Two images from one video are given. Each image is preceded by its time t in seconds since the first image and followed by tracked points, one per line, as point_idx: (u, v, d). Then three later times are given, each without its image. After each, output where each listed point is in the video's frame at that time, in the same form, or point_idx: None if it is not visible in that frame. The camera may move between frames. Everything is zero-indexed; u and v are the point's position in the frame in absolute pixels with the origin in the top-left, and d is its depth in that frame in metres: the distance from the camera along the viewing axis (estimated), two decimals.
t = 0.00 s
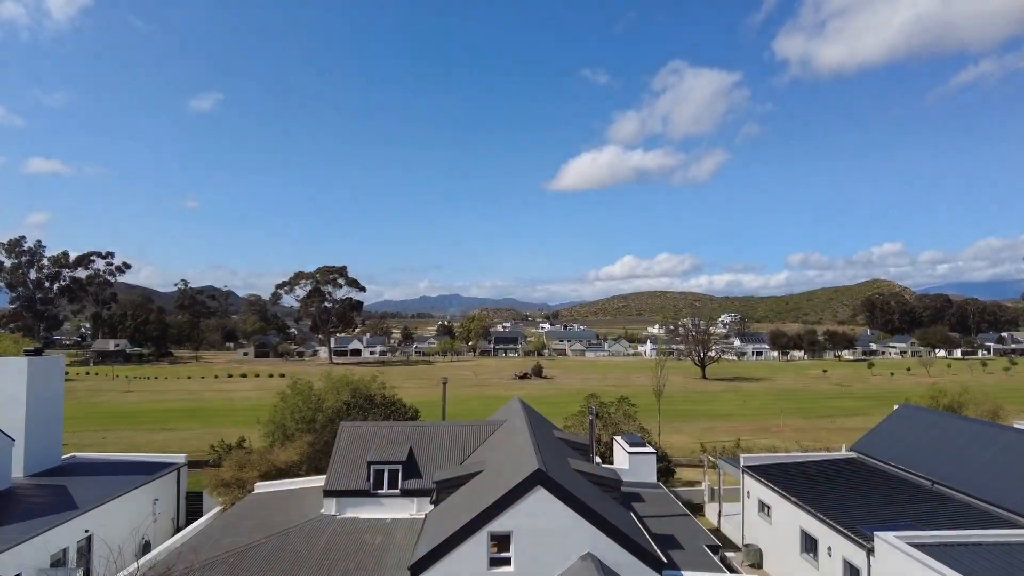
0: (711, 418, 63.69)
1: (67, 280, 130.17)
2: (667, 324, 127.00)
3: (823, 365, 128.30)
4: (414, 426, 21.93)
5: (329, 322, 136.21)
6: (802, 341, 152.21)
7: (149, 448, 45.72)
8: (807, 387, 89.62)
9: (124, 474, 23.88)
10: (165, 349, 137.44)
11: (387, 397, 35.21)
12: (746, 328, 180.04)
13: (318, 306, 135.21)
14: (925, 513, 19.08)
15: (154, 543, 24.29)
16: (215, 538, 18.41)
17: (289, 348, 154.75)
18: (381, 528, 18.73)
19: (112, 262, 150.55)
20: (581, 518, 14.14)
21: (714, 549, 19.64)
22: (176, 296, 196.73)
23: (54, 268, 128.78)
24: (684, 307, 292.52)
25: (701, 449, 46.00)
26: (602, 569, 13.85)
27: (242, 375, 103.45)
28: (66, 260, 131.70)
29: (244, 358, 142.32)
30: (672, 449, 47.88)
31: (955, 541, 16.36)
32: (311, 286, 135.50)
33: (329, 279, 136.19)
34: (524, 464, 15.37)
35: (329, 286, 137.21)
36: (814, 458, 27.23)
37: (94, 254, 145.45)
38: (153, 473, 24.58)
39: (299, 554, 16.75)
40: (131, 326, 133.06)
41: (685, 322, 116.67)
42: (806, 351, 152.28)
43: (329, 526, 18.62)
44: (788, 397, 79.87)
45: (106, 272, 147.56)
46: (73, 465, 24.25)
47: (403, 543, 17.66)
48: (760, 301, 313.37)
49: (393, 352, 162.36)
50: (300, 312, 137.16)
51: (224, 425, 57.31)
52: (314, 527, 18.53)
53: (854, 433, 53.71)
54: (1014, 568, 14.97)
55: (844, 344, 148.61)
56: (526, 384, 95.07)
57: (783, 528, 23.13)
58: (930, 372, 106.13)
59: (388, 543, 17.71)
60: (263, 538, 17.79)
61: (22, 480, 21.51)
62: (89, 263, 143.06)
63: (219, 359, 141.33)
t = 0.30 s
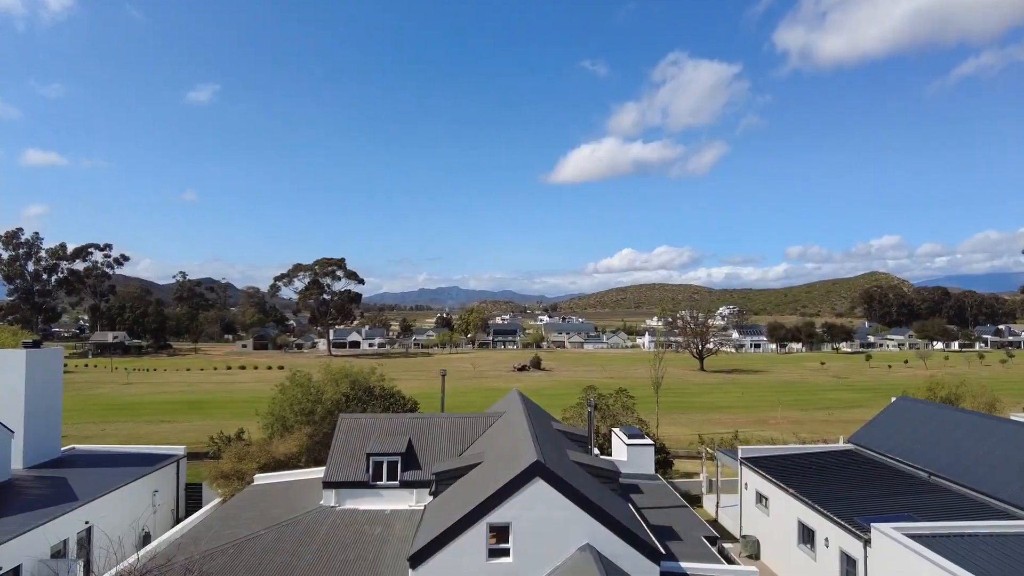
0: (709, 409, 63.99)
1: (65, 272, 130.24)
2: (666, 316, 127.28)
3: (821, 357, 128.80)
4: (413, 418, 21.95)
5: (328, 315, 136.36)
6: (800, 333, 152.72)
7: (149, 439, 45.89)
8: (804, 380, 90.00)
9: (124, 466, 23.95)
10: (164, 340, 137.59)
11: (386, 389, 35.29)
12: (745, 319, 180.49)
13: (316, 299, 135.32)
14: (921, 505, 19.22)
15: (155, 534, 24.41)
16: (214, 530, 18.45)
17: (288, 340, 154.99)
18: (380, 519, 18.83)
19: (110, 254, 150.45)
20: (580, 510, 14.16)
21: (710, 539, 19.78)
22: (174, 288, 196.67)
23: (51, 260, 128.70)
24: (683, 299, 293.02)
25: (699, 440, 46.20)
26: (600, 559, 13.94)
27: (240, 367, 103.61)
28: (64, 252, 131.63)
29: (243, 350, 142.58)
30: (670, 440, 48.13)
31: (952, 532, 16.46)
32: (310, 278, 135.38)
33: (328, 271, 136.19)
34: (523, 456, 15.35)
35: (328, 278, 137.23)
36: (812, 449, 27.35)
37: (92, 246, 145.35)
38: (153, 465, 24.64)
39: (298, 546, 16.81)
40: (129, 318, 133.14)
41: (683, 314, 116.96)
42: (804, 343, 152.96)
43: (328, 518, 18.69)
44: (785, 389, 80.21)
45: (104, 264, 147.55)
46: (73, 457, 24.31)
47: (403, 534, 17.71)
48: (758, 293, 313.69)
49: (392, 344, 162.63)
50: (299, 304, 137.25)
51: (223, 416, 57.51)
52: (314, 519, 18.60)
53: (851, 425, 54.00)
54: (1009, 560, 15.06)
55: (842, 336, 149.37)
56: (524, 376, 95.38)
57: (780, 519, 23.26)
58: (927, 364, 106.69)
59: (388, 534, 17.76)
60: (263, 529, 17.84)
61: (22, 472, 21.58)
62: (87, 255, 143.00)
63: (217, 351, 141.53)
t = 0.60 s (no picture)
0: (707, 398, 64.27)
1: (63, 261, 130.04)
2: (664, 306, 127.55)
3: (819, 347, 129.28)
4: (412, 408, 21.98)
5: (327, 305, 136.39)
6: (798, 323, 153.09)
7: (148, 428, 46.10)
8: (802, 369, 90.32)
9: (124, 455, 24.01)
10: (163, 330, 137.63)
11: (385, 378, 35.36)
12: (744, 309, 180.78)
13: (315, 288, 135.28)
14: (920, 496, 19.37)
15: (155, 523, 24.52)
16: (214, 518, 18.52)
17: (287, 330, 155.06)
18: (380, 507, 18.93)
19: (107, 243, 150.04)
20: (579, 498, 14.22)
21: (709, 526, 19.86)
22: (172, 277, 196.39)
23: (49, 249, 128.44)
24: (681, 288, 293.17)
25: (697, 429, 46.42)
26: (598, 546, 14.00)
27: (239, 357, 103.73)
28: (61, 241, 131.28)
29: (242, 339, 142.70)
30: (667, 428, 48.40)
31: (945, 517, 16.72)
32: (308, 267, 135.19)
33: (326, 261, 135.97)
34: (522, 444, 15.38)
35: (326, 268, 137.07)
36: (809, 438, 27.48)
37: (89, 236, 144.94)
38: (153, 454, 24.68)
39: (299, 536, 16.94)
40: (128, 307, 133.04)
41: (682, 303, 117.11)
42: (802, 333, 153.41)
43: (328, 506, 18.77)
44: (783, 378, 80.54)
45: (102, 254, 147.22)
46: (73, 446, 24.34)
47: (402, 523, 17.78)
48: (757, 282, 313.91)
49: (391, 334, 162.75)
50: (298, 294, 137.20)
51: (223, 405, 57.66)
52: (313, 507, 18.69)
53: (848, 414, 54.27)
54: (1005, 548, 15.20)
55: (840, 326, 149.89)
56: (523, 365, 95.56)
57: (777, 507, 23.40)
58: (925, 354, 107.06)
59: (387, 522, 17.85)
60: (263, 517, 17.91)
61: (22, 461, 21.63)
62: (85, 244, 142.61)
63: (216, 340, 141.53)
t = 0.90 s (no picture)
0: (705, 387, 64.52)
1: (60, 250, 129.77)
2: (663, 294, 127.58)
3: (817, 335, 129.60)
4: (411, 396, 22.03)
5: (325, 293, 136.30)
6: (796, 312, 153.30)
7: (148, 417, 46.24)
8: (800, 357, 90.62)
9: (124, 443, 24.07)
10: (161, 319, 137.58)
11: (384, 366, 35.40)
12: (742, 298, 180.94)
13: (314, 277, 135.09)
14: (916, 484, 19.54)
15: (156, 510, 24.64)
16: (215, 506, 18.61)
17: (285, 319, 155.00)
18: (379, 494, 19.01)
19: (104, 232, 149.55)
20: (577, 486, 14.28)
21: (706, 514, 20.02)
22: (170, 266, 196.21)
23: (46, 238, 127.99)
24: (680, 278, 293.05)
25: (695, 417, 46.62)
26: (597, 534, 14.08)
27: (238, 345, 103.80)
28: (58, 230, 130.91)
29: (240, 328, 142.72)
30: (665, 417, 48.70)
31: (941, 505, 16.85)
32: (306, 256, 134.84)
33: (324, 249, 135.62)
34: (521, 433, 15.42)
35: (325, 257, 136.77)
36: (807, 426, 27.60)
37: (86, 225, 144.46)
38: (153, 442, 24.76)
39: (299, 522, 17.11)
40: (126, 296, 132.89)
41: (681, 292, 117.15)
42: (800, 322, 153.71)
43: (328, 494, 18.85)
44: (780, 367, 80.82)
45: (99, 242, 146.80)
46: (73, 435, 24.38)
47: (402, 510, 17.89)
48: (756, 271, 313.95)
49: (390, 323, 162.82)
50: (296, 283, 137.06)
51: (222, 394, 57.79)
52: (314, 494, 18.81)
53: (845, 402, 54.49)
54: (999, 535, 15.36)
55: (838, 315, 150.18)
56: (522, 354, 95.76)
57: (774, 495, 23.57)
58: (922, 342, 107.37)
59: (386, 510, 17.94)
60: (264, 505, 18.01)
61: (23, 450, 21.69)
62: (83, 233, 142.18)
63: (215, 329, 141.56)
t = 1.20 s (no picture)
0: (703, 375, 64.75)
1: (57, 239, 129.40)
2: (661, 283, 127.65)
3: (815, 324, 129.88)
4: (410, 384, 22.07)
5: (324, 282, 136.25)
6: (794, 300, 153.52)
7: (148, 405, 46.38)
8: (797, 345, 90.93)
9: (124, 431, 24.12)
10: (160, 307, 137.55)
11: (383, 354, 35.43)
12: (740, 286, 181.03)
13: (312, 266, 134.88)
14: (912, 471, 19.72)
15: (156, 498, 24.78)
16: (215, 493, 18.72)
17: (284, 307, 154.99)
18: (378, 481, 19.12)
19: (102, 221, 149.00)
20: (576, 475, 14.36)
21: (704, 501, 20.18)
22: (168, 255, 195.82)
23: (43, 227, 127.53)
24: (679, 266, 293.00)
25: (692, 405, 46.86)
26: (595, 521, 14.17)
27: (237, 334, 103.86)
28: (55, 219, 130.41)
29: (239, 316, 142.66)
30: (663, 405, 48.98)
31: (936, 492, 17.00)
32: (304, 244, 134.51)
33: (322, 238, 135.24)
34: (520, 420, 15.47)
35: (323, 246, 136.46)
36: (803, 414, 27.78)
37: (84, 213, 143.89)
38: (153, 431, 24.83)
39: (300, 509, 17.21)
40: (124, 285, 132.74)
41: (679, 281, 117.26)
42: (798, 310, 153.99)
43: (327, 481, 18.95)
44: (778, 355, 80.98)
45: (96, 231, 146.25)
46: (72, 423, 24.43)
47: (401, 497, 17.99)
48: (754, 260, 313.81)
49: (388, 312, 162.77)
50: (294, 272, 136.89)
51: (221, 382, 57.89)
52: (315, 482, 18.90)
53: (842, 390, 54.74)
54: (994, 523, 15.52)
55: (836, 303, 150.42)
56: (520, 342, 95.96)
57: (771, 482, 23.74)
58: (919, 331, 107.66)
59: (386, 497, 18.05)
60: (264, 493, 18.08)
61: (23, 438, 21.75)
62: (80, 222, 141.65)
63: (214, 318, 141.58)
